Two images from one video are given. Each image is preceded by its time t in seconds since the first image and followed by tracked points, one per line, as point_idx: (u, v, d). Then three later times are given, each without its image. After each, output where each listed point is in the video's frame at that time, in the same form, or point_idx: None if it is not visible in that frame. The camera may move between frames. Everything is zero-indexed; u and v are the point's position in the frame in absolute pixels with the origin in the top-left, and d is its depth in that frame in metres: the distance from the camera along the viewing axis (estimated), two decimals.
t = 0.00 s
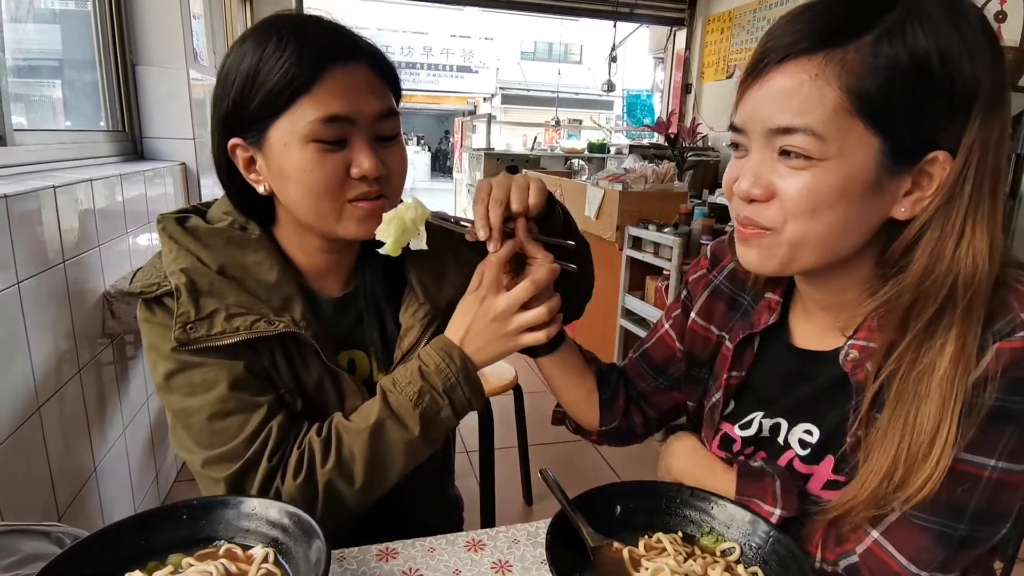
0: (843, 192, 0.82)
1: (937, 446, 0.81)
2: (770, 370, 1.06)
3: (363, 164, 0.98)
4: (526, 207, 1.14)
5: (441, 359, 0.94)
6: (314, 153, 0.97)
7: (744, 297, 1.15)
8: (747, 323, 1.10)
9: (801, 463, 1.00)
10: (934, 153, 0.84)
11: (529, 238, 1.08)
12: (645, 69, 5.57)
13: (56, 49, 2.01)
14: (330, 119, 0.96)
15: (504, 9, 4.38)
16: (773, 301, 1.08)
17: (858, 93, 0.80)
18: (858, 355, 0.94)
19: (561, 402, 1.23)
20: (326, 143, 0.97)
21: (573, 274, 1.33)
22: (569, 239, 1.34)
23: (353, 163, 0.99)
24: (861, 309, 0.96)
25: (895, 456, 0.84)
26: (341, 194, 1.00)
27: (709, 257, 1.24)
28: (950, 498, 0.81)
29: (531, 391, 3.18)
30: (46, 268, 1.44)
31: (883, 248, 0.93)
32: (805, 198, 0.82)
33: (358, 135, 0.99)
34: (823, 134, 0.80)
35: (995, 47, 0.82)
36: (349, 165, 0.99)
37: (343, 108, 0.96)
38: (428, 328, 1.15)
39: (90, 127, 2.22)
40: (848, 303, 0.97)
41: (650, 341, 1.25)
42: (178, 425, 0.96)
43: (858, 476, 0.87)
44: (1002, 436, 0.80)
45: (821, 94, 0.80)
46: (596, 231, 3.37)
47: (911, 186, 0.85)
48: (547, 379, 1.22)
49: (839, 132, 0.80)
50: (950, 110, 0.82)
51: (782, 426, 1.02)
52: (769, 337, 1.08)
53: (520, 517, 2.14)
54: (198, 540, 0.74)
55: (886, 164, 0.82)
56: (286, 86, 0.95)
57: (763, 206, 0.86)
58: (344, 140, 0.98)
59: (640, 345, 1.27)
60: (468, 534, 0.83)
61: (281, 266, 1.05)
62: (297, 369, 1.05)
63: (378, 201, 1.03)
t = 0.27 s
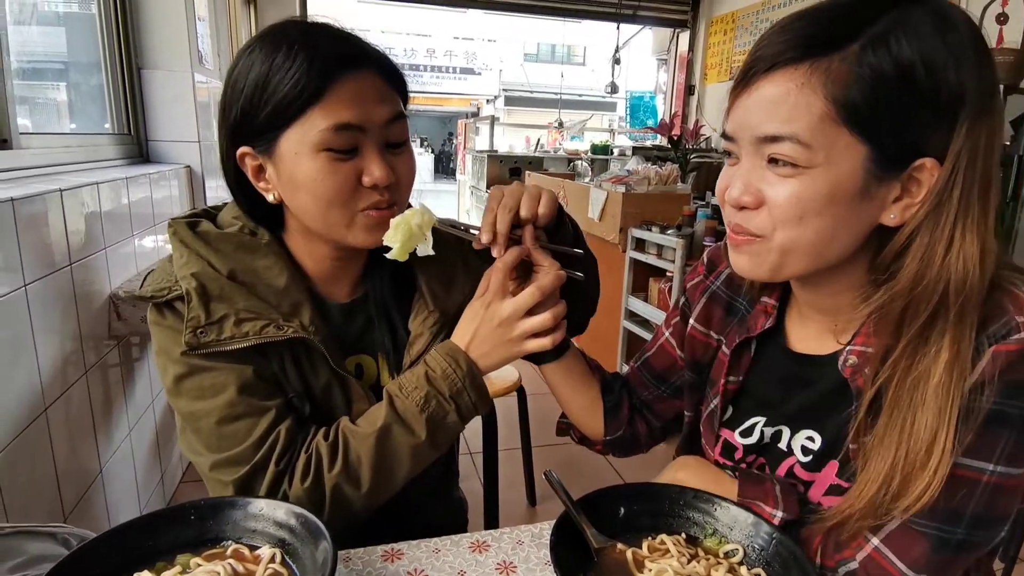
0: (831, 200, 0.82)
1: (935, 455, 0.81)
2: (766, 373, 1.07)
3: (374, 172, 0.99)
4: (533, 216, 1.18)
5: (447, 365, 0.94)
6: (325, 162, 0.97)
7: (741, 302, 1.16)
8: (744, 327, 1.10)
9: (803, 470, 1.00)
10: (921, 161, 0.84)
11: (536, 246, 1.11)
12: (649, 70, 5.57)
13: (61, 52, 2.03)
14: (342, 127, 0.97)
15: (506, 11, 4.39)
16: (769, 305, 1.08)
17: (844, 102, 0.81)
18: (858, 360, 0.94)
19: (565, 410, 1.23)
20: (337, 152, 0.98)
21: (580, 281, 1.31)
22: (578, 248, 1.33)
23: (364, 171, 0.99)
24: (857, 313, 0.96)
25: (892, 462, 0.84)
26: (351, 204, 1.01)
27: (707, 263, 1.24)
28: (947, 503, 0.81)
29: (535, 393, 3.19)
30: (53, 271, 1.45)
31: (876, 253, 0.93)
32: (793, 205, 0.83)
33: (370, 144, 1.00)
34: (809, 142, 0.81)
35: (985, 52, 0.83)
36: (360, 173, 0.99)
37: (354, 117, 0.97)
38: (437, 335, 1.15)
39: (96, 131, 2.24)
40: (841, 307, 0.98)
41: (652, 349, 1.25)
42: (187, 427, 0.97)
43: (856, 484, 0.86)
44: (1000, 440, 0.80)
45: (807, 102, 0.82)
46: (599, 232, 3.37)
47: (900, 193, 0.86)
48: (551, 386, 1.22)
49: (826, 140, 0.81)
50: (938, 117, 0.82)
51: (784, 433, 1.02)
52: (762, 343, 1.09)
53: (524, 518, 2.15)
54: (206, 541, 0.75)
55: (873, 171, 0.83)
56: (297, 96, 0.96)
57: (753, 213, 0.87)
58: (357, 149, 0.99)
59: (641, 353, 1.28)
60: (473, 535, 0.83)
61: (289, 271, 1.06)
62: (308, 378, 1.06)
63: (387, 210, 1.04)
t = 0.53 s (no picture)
0: (830, 197, 0.83)
1: (943, 459, 0.80)
2: (768, 374, 1.06)
3: (387, 173, 1.00)
4: (537, 223, 1.18)
5: (452, 368, 0.94)
6: (337, 168, 0.98)
7: (743, 304, 1.16)
8: (745, 327, 1.10)
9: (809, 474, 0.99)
10: (924, 159, 0.84)
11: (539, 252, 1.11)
12: (652, 72, 5.57)
13: (67, 55, 2.04)
14: (349, 130, 0.97)
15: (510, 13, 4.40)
16: (770, 304, 1.07)
17: (845, 101, 0.81)
18: (865, 362, 0.94)
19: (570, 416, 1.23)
20: (348, 157, 0.98)
21: (582, 287, 1.32)
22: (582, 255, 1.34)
23: (376, 173, 1.00)
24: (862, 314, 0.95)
25: (900, 466, 0.83)
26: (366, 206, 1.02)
27: (709, 266, 1.24)
28: (955, 506, 0.80)
29: (539, 395, 3.18)
30: (59, 274, 1.46)
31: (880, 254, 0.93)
32: (794, 200, 0.83)
33: (377, 144, 1.01)
34: (809, 139, 0.82)
35: (991, 52, 0.82)
36: (372, 175, 1.00)
37: (359, 118, 0.97)
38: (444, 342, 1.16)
39: (102, 133, 2.25)
40: (843, 308, 0.97)
41: (656, 353, 1.25)
42: (194, 438, 0.97)
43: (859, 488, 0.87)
44: (1008, 443, 0.80)
45: (808, 101, 0.82)
46: (603, 234, 3.37)
47: (901, 193, 0.85)
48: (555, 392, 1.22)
49: (825, 139, 0.81)
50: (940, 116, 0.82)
51: (789, 437, 1.02)
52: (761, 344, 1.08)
53: (528, 521, 2.14)
54: (212, 544, 0.75)
55: (873, 169, 0.82)
56: (301, 105, 0.95)
57: (754, 208, 0.87)
58: (365, 152, 1.00)
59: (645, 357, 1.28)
60: (478, 539, 0.83)
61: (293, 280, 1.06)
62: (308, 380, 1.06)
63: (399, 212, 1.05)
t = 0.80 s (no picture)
0: (833, 197, 0.82)
1: (947, 461, 0.80)
2: (775, 378, 1.06)
3: (413, 195, 1.02)
4: (530, 228, 1.19)
5: (457, 377, 0.94)
6: (370, 198, 0.99)
7: (751, 307, 1.15)
8: (751, 330, 1.09)
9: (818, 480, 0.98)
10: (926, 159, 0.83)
11: (532, 256, 1.09)
12: (659, 73, 5.56)
13: (76, 60, 2.05)
14: (377, 158, 0.98)
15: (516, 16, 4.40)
16: (777, 308, 1.07)
17: (846, 102, 0.80)
18: (873, 367, 0.93)
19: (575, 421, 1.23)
20: (377, 185, 0.99)
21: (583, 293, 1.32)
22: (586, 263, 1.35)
23: (402, 197, 1.02)
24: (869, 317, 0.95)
25: (903, 468, 0.83)
26: (394, 232, 1.03)
27: (717, 269, 1.23)
28: (962, 511, 0.79)
29: (545, 398, 3.18)
30: (67, 278, 1.47)
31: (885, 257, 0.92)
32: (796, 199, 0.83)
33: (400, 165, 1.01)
34: (811, 138, 0.81)
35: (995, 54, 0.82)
36: (399, 199, 1.01)
37: (385, 144, 0.98)
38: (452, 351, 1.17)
39: (110, 138, 2.27)
40: (846, 311, 0.97)
41: (664, 357, 1.25)
42: (204, 458, 0.97)
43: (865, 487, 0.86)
44: (1013, 450, 0.78)
45: (810, 101, 0.81)
46: (610, 236, 3.36)
47: (903, 193, 0.85)
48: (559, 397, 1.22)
49: (826, 139, 0.81)
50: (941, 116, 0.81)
51: (796, 443, 1.01)
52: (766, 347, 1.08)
53: (534, 525, 2.13)
54: (217, 550, 0.75)
55: (875, 170, 0.82)
56: (332, 140, 0.94)
57: (757, 208, 0.87)
58: (390, 176, 1.01)
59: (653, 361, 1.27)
60: (484, 545, 0.83)
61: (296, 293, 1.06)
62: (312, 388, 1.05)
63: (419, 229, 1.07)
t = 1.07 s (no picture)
0: (840, 188, 0.82)
1: (960, 459, 0.78)
2: (784, 375, 1.05)
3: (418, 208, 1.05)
4: (520, 224, 1.19)
5: (457, 379, 0.93)
6: (386, 217, 1.01)
7: (760, 303, 1.14)
8: (760, 326, 1.08)
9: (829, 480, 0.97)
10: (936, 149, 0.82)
11: (525, 254, 1.10)
12: (662, 72, 5.54)
13: (82, 62, 2.06)
14: (393, 178, 1.00)
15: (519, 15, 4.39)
16: (786, 303, 1.06)
17: (853, 92, 0.80)
18: (885, 365, 0.92)
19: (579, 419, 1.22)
20: (391, 203, 1.01)
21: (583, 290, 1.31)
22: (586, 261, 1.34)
23: (411, 212, 1.04)
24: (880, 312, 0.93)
25: (915, 466, 0.82)
26: (399, 243, 1.05)
27: (726, 266, 1.23)
28: (976, 512, 0.78)
29: (550, 397, 3.17)
30: (72, 280, 1.47)
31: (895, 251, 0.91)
32: (803, 190, 0.83)
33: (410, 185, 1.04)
34: (817, 128, 0.81)
35: (1008, 42, 0.80)
36: (408, 213, 1.04)
37: (402, 165, 1.00)
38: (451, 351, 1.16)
39: (115, 139, 2.27)
40: (856, 306, 0.96)
41: (670, 354, 1.24)
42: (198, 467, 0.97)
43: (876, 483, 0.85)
44: None
45: (816, 91, 0.81)
46: (614, 235, 3.35)
47: (915, 184, 0.84)
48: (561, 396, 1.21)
49: (833, 130, 0.81)
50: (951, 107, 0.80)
51: (806, 441, 1.00)
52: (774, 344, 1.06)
53: (539, 525, 2.12)
54: (219, 550, 0.74)
55: (882, 159, 0.82)
56: (356, 162, 0.94)
57: (764, 199, 0.88)
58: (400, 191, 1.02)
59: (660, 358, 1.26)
60: (488, 545, 0.82)
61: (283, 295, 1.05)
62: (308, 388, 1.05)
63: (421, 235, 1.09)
